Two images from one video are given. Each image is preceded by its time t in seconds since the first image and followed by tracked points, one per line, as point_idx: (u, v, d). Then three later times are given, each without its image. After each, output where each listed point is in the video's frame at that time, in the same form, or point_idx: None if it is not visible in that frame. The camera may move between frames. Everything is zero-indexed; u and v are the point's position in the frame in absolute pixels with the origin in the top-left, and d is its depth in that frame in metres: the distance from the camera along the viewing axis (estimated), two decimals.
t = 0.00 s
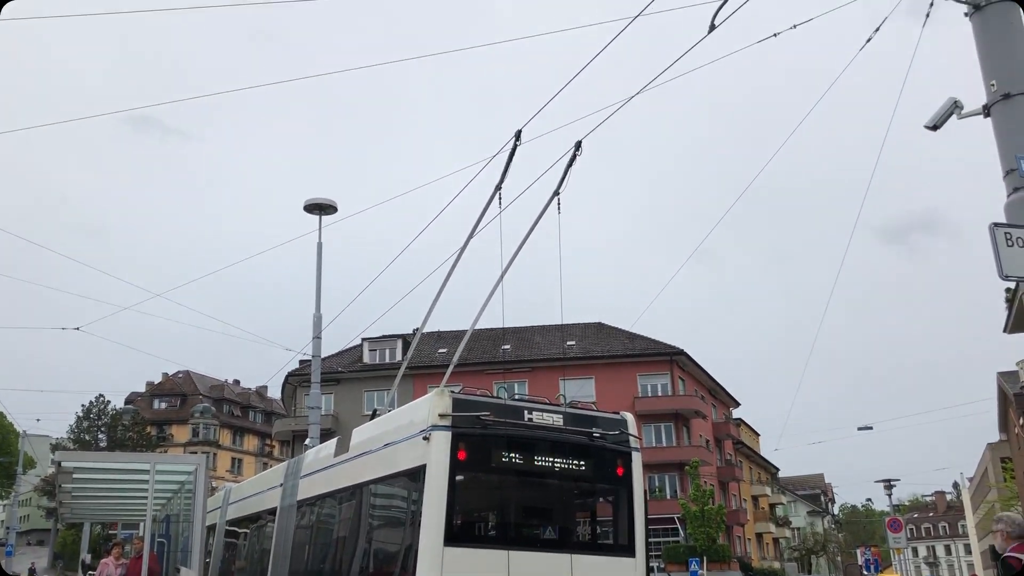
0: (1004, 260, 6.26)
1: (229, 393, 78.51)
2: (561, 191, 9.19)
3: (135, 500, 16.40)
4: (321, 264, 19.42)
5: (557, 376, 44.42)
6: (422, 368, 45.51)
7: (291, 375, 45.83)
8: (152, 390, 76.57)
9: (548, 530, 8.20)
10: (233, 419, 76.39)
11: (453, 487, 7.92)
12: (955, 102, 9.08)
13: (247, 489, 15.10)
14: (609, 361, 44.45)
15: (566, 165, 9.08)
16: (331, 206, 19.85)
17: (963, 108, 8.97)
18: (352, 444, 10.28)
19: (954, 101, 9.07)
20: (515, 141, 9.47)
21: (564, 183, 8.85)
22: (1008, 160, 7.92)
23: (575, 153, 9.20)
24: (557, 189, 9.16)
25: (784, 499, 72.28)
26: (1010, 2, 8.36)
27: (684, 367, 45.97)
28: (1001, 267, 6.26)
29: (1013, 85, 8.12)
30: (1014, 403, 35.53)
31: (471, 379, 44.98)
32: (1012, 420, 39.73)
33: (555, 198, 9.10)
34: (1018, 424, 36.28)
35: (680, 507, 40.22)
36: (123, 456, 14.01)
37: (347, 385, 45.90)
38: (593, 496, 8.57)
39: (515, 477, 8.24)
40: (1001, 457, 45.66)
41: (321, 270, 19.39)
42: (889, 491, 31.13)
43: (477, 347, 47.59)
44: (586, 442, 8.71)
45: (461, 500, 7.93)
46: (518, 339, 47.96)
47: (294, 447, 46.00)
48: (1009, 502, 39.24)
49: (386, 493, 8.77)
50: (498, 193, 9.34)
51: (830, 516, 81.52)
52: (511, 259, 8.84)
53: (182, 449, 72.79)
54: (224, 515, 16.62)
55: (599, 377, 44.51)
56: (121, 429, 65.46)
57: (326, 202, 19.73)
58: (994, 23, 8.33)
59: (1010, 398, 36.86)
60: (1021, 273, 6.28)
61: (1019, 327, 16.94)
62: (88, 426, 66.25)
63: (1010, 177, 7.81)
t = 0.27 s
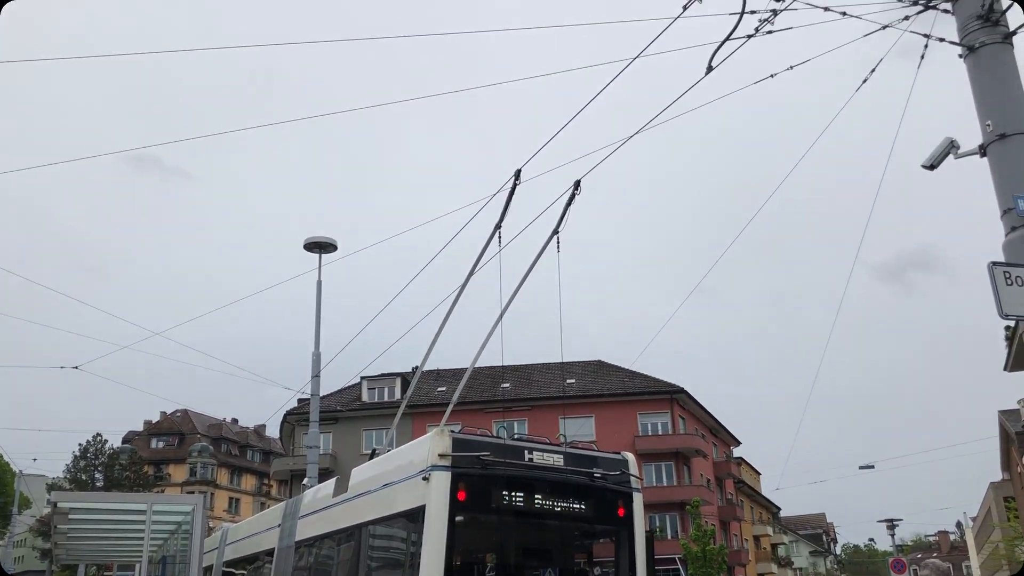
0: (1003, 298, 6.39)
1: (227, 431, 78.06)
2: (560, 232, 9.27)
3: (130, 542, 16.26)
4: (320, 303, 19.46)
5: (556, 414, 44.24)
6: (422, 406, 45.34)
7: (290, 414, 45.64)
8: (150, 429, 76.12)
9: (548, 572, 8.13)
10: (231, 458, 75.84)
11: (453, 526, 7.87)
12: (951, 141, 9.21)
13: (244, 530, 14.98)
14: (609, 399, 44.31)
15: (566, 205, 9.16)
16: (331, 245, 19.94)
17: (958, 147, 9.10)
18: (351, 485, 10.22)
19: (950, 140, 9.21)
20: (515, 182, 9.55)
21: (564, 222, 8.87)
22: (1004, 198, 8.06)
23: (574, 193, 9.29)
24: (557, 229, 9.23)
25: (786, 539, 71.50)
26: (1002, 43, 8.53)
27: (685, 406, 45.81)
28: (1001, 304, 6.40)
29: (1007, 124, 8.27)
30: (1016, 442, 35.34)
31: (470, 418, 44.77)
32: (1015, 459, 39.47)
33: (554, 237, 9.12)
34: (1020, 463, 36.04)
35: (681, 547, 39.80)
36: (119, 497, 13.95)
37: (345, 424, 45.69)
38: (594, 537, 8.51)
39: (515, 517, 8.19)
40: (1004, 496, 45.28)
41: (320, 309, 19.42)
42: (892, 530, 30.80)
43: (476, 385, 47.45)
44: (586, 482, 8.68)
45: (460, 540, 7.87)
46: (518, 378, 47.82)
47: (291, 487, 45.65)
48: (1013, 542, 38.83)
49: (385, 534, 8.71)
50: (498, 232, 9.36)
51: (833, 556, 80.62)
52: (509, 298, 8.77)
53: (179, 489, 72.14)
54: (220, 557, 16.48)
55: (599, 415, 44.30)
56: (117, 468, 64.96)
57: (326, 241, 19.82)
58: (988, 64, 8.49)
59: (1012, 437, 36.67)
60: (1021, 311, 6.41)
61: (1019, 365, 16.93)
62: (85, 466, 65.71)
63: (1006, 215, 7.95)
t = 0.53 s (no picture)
0: (1004, 327, 6.43)
1: (225, 461, 77.60)
2: (560, 260, 9.27)
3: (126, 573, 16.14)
4: (319, 331, 19.42)
5: (556, 444, 44.01)
6: (421, 435, 45.07)
7: (288, 444, 45.37)
8: (148, 458, 75.69)
9: None
10: (229, 488, 75.28)
11: (452, 558, 7.78)
12: (950, 171, 9.25)
13: (240, 560, 14.90)
14: (609, 428, 44.10)
15: (566, 234, 9.17)
16: (330, 273, 19.93)
17: (958, 178, 9.13)
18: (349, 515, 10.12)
19: (949, 170, 9.24)
20: (516, 210, 9.61)
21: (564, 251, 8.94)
22: (1004, 228, 8.08)
23: (574, 222, 9.32)
24: (556, 258, 9.24)
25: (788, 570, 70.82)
26: (999, 74, 8.59)
27: (685, 435, 45.58)
28: (1002, 333, 6.43)
29: (1006, 154, 8.30)
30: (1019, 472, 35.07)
31: (470, 447, 44.51)
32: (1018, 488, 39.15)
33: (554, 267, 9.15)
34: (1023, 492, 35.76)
35: None
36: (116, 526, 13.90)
37: (344, 453, 45.43)
38: (595, 567, 8.42)
39: (515, 548, 8.11)
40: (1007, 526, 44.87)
41: (319, 338, 19.37)
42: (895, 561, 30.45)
43: (476, 414, 47.22)
44: (586, 512, 8.60)
45: (460, 572, 7.77)
46: (517, 406, 47.61)
47: (289, 517, 45.28)
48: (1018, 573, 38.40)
49: (384, 566, 8.61)
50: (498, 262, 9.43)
51: None
52: (509, 327, 8.91)
53: (176, 519, 71.53)
54: None
55: (600, 444, 44.08)
56: (114, 498, 64.46)
57: (326, 269, 19.82)
58: (985, 94, 8.54)
59: (1014, 466, 36.42)
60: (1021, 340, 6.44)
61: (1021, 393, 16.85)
62: (81, 495, 65.20)
63: (1006, 243, 7.97)
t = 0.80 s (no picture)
0: (1004, 349, 6.53)
1: (223, 480, 77.25)
2: (558, 278, 9.30)
3: None
4: (318, 350, 19.38)
5: (555, 463, 43.85)
6: (419, 455, 44.91)
7: (286, 463, 45.19)
8: (145, 477, 75.37)
9: None
10: (226, 507, 74.91)
11: None
12: (949, 192, 9.31)
13: None
14: (609, 448, 43.96)
15: (564, 252, 9.21)
16: (330, 291, 19.92)
17: (956, 198, 9.19)
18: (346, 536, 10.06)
19: (947, 191, 9.30)
20: (513, 229, 9.67)
21: (560, 271, 9.05)
22: (1003, 247, 8.14)
23: (572, 240, 9.36)
24: (554, 276, 9.26)
25: None
26: (997, 94, 8.65)
27: (685, 455, 45.41)
28: (1001, 354, 6.52)
29: (1004, 174, 8.35)
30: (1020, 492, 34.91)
31: (469, 467, 44.33)
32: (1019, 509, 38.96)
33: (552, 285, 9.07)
34: None
35: None
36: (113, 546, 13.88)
37: (342, 473, 45.24)
38: None
39: (513, 568, 8.06)
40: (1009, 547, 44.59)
41: (318, 357, 19.34)
42: None
43: (474, 433, 47.08)
44: (584, 531, 8.58)
45: None
46: (516, 426, 47.46)
47: (287, 537, 45.01)
48: None
49: None
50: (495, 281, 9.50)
51: None
52: (509, 344, 8.91)
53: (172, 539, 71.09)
54: None
55: (599, 464, 43.94)
56: (111, 517, 64.11)
57: (326, 287, 19.81)
58: (982, 115, 8.61)
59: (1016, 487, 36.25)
60: (1021, 361, 6.53)
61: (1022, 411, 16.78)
62: (78, 515, 64.87)
63: (1005, 263, 8.02)
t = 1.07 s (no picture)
0: (1003, 360, 6.56)
1: (221, 492, 77.02)
2: (558, 290, 9.34)
3: None
4: (316, 361, 19.39)
5: (555, 474, 43.76)
6: (418, 466, 44.80)
7: (284, 474, 45.09)
8: (143, 488, 75.11)
9: None
10: (224, 519, 74.65)
11: None
12: (948, 203, 9.34)
13: None
14: (608, 459, 43.87)
15: (563, 263, 9.24)
16: (329, 302, 19.93)
17: (955, 210, 9.22)
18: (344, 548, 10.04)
19: (946, 202, 9.33)
20: (513, 240, 9.69)
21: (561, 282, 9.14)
22: (1001, 259, 8.16)
23: (571, 251, 9.40)
24: (555, 287, 9.30)
25: None
26: (995, 108, 8.69)
27: (684, 466, 45.32)
28: (1001, 365, 6.54)
29: (1003, 186, 8.38)
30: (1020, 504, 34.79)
31: (468, 479, 44.23)
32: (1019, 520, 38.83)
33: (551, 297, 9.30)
34: None
35: None
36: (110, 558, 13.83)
37: (341, 484, 45.13)
38: None
39: None
40: (1009, 559, 44.41)
41: (316, 368, 19.33)
42: None
43: (473, 445, 46.99)
44: (583, 542, 8.56)
45: None
46: (515, 437, 47.37)
47: (285, 549, 44.86)
48: None
49: None
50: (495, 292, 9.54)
51: None
52: (507, 356, 9.17)
53: (170, 551, 70.79)
54: None
55: (599, 476, 43.86)
56: (109, 529, 63.87)
57: (324, 298, 19.83)
58: (981, 127, 8.65)
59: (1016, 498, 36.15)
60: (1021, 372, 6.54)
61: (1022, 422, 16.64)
62: (75, 526, 64.60)
63: (1004, 275, 8.05)
